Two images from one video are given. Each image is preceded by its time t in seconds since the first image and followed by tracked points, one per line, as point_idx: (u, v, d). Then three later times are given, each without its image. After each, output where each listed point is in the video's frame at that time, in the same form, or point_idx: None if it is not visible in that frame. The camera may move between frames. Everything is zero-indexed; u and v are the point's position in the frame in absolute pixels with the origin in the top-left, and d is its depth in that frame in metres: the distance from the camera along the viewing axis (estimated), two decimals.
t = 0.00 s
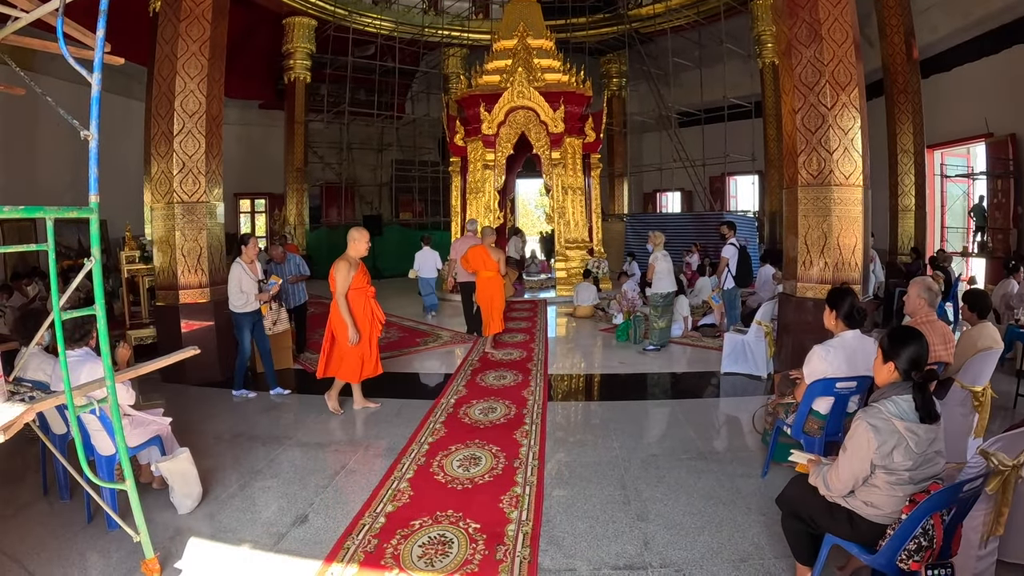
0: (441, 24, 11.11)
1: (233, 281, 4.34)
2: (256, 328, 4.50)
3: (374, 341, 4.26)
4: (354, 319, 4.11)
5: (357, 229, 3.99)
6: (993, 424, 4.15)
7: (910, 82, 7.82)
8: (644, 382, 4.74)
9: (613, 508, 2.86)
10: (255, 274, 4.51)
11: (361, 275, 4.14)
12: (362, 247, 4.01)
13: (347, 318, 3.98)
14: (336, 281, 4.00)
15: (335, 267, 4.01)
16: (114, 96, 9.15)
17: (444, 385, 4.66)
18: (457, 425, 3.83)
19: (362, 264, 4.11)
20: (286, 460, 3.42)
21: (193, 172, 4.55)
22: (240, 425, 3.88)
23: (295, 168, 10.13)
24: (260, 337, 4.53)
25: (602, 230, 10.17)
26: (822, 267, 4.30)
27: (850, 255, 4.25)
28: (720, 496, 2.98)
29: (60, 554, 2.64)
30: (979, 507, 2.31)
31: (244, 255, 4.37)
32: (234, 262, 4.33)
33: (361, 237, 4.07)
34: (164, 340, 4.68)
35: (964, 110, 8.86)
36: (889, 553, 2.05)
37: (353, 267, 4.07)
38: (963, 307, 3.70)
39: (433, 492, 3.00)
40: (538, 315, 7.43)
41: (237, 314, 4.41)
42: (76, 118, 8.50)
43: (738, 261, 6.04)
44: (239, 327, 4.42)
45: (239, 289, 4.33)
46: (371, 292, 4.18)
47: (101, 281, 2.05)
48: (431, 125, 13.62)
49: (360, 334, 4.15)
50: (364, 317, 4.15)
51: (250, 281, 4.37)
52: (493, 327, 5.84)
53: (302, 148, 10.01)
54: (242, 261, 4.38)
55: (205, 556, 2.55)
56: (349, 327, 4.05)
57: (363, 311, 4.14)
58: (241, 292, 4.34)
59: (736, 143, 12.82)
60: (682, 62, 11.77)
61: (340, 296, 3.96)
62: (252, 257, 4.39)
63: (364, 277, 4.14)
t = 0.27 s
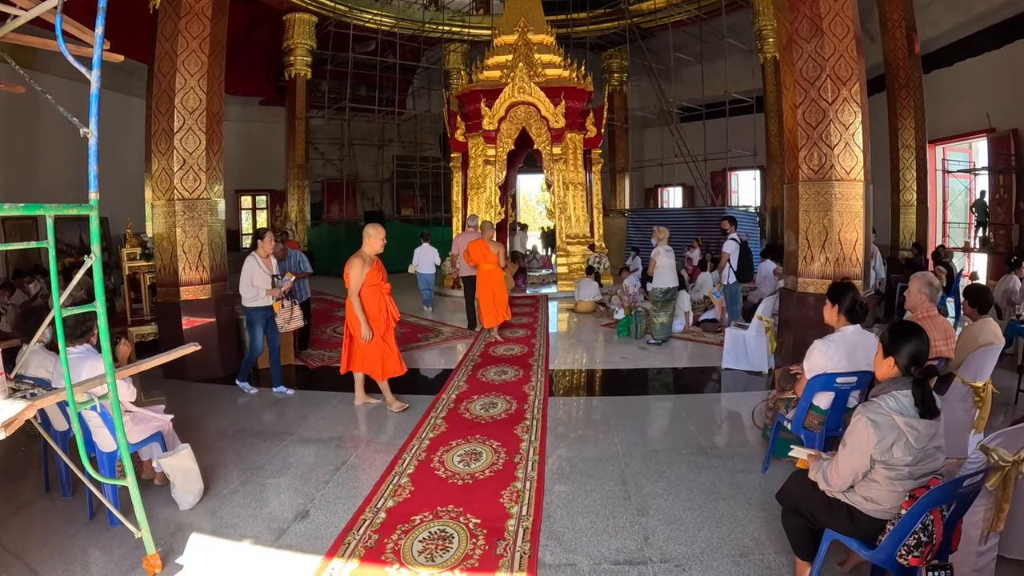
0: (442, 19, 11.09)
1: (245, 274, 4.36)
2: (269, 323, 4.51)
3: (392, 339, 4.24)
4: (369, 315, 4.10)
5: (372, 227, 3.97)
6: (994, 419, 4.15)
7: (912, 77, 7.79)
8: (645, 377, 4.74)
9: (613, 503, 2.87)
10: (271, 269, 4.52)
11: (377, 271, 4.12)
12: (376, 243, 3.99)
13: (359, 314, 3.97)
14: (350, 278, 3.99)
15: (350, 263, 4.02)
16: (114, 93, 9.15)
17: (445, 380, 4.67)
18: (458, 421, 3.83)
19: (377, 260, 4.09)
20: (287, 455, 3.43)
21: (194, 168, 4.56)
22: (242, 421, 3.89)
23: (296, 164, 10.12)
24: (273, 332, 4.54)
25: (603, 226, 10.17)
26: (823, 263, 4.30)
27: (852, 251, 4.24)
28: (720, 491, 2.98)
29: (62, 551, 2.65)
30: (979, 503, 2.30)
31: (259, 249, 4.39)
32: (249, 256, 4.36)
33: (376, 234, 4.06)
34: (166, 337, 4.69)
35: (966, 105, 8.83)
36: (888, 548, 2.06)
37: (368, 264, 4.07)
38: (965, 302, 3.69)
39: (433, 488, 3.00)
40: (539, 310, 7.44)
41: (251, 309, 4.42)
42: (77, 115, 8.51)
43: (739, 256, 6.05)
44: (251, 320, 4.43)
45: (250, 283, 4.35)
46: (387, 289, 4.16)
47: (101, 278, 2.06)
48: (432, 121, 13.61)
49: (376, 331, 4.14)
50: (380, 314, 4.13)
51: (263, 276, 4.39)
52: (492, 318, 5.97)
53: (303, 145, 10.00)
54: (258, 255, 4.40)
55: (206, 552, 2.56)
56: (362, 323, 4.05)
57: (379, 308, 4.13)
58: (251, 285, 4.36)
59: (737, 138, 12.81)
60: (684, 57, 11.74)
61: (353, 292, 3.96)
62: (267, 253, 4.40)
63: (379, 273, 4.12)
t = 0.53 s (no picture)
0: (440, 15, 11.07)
1: (253, 268, 4.35)
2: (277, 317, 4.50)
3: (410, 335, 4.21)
4: (387, 313, 4.08)
5: (386, 221, 3.90)
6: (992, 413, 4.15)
7: (910, 71, 7.78)
8: (644, 371, 4.74)
9: (612, 497, 2.87)
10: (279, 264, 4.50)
11: (393, 267, 4.08)
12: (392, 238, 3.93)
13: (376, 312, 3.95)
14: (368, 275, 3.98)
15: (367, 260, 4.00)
16: (112, 90, 9.14)
17: (444, 375, 4.67)
18: (457, 415, 3.84)
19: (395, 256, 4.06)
20: (286, 451, 3.43)
21: (191, 165, 4.55)
22: (240, 417, 3.89)
23: (295, 161, 10.11)
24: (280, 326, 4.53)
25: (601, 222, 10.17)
26: (821, 256, 4.30)
27: (849, 244, 4.24)
28: (719, 485, 2.99)
29: (61, 547, 2.65)
30: (978, 495, 2.30)
31: (269, 245, 4.36)
32: (257, 250, 4.33)
33: (392, 228, 3.97)
34: (164, 333, 4.69)
35: (965, 100, 8.82)
36: (887, 541, 2.05)
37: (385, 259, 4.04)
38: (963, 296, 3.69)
39: (432, 482, 3.00)
40: (538, 305, 7.44)
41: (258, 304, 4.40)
42: (75, 111, 8.50)
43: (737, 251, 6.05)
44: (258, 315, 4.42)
45: (258, 277, 4.34)
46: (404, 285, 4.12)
47: (99, 273, 2.06)
48: (430, 116, 13.60)
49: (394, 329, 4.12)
50: (397, 311, 4.10)
51: (270, 271, 4.38)
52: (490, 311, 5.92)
53: (301, 141, 9.99)
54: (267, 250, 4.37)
55: (205, 547, 2.56)
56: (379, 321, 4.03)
57: (396, 304, 4.09)
58: (259, 280, 4.35)
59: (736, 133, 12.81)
60: (682, 52, 11.72)
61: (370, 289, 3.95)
62: (277, 248, 4.37)
63: (397, 269, 4.09)
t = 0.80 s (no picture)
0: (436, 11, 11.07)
1: (258, 266, 4.32)
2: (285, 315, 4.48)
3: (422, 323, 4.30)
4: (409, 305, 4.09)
5: (400, 214, 3.98)
6: (986, 404, 4.17)
7: (906, 65, 7.79)
8: (641, 365, 4.76)
9: (608, 489, 2.89)
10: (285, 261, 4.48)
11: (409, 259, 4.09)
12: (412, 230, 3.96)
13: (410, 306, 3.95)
14: (392, 270, 3.91)
15: (388, 255, 3.92)
16: (109, 88, 9.14)
17: (441, 370, 4.68)
18: (454, 409, 3.85)
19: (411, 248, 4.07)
20: (284, 445, 3.44)
21: (188, 161, 4.56)
22: (238, 413, 3.90)
23: (291, 158, 10.11)
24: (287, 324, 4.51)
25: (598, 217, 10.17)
26: (817, 249, 4.31)
27: (845, 237, 4.26)
28: (715, 476, 3.00)
29: (61, 542, 2.66)
30: (971, 484, 2.32)
31: (272, 241, 4.35)
32: (262, 248, 4.31)
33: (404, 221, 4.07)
34: (162, 330, 4.70)
35: (961, 94, 8.83)
36: (880, 529, 2.07)
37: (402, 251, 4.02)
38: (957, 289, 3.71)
39: (429, 475, 3.02)
40: (535, 301, 7.46)
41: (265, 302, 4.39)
42: (72, 108, 8.50)
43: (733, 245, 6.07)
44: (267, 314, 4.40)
45: (263, 275, 4.31)
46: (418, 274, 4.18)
47: (97, 267, 2.07)
48: (426, 113, 13.60)
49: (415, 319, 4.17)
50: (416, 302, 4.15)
51: (276, 269, 4.34)
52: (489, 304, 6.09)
53: (297, 138, 9.99)
54: (271, 247, 4.36)
55: (203, 540, 2.58)
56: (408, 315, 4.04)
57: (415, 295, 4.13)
58: (265, 278, 4.32)
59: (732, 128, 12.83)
60: (679, 47, 11.72)
61: (400, 284, 3.90)
62: (281, 244, 4.36)
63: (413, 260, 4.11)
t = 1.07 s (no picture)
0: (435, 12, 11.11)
1: (270, 266, 4.33)
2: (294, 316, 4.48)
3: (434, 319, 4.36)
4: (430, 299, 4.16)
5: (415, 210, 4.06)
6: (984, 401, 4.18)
7: (904, 63, 7.80)
8: (640, 363, 4.78)
9: (607, 485, 2.91)
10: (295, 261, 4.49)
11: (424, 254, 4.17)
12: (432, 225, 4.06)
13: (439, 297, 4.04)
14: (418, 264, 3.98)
15: (412, 250, 3.98)
16: (109, 90, 9.18)
17: (441, 369, 4.70)
18: (454, 407, 3.88)
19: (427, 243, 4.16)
20: (285, 444, 3.47)
21: (189, 163, 4.59)
22: (239, 412, 3.93)
23: (292, 159, 10.14)
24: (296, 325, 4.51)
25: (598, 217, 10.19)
26: (815, 247, 4.33)
27: (842, 235, 4.28)
28: (713, 472, 3.03)
29: (65, 540, 2.69)
30: (966, 479, 2.34)
31: (282, 240, 4.37)
32: (272, 247, 4.33)
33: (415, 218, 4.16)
34: (164, 330, 4.73)
35: (960, 91, 8.84)
36: (875, 522, 2.09)
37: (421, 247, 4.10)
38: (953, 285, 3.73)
39: (429, 472, 3.04)
40: (535, 300, 7.49)
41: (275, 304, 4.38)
42: (73, 110, 8.54)
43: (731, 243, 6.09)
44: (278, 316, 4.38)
45: (276, 275, 4.31)
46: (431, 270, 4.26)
47: (100, 267, 2.10)
48: (426, 113, 13.63)
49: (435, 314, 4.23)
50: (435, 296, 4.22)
51: (288, 268, 4.35)
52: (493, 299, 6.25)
53: (297, 140, 10.02)
54: (281, 247, 4.38)
55: (205, 537, 2.60)
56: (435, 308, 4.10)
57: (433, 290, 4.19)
58: (277, 278, 4.32)
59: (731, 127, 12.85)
60: (677, 47, 11.75)
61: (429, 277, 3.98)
62: (290, 243, 4.39)
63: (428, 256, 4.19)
